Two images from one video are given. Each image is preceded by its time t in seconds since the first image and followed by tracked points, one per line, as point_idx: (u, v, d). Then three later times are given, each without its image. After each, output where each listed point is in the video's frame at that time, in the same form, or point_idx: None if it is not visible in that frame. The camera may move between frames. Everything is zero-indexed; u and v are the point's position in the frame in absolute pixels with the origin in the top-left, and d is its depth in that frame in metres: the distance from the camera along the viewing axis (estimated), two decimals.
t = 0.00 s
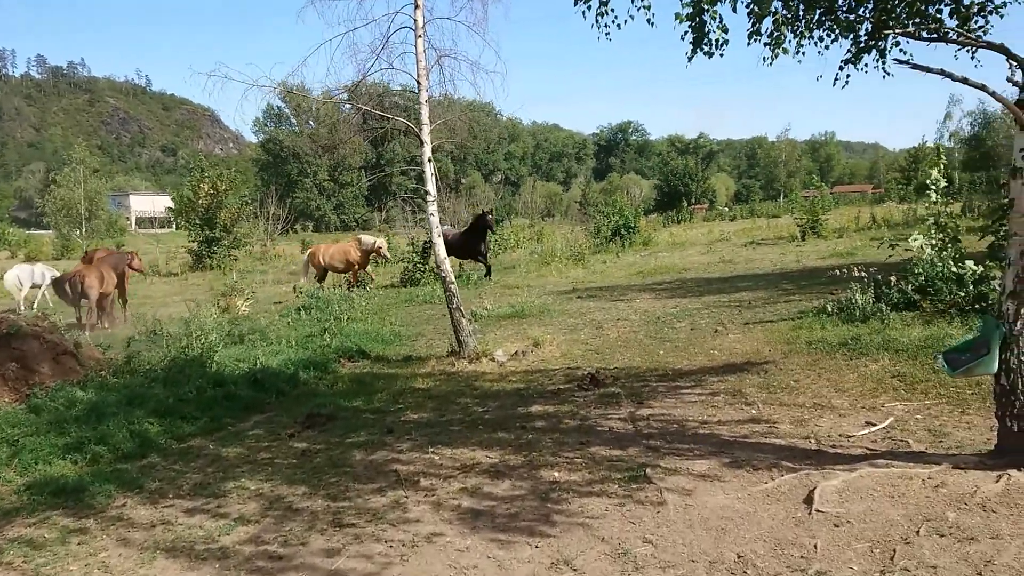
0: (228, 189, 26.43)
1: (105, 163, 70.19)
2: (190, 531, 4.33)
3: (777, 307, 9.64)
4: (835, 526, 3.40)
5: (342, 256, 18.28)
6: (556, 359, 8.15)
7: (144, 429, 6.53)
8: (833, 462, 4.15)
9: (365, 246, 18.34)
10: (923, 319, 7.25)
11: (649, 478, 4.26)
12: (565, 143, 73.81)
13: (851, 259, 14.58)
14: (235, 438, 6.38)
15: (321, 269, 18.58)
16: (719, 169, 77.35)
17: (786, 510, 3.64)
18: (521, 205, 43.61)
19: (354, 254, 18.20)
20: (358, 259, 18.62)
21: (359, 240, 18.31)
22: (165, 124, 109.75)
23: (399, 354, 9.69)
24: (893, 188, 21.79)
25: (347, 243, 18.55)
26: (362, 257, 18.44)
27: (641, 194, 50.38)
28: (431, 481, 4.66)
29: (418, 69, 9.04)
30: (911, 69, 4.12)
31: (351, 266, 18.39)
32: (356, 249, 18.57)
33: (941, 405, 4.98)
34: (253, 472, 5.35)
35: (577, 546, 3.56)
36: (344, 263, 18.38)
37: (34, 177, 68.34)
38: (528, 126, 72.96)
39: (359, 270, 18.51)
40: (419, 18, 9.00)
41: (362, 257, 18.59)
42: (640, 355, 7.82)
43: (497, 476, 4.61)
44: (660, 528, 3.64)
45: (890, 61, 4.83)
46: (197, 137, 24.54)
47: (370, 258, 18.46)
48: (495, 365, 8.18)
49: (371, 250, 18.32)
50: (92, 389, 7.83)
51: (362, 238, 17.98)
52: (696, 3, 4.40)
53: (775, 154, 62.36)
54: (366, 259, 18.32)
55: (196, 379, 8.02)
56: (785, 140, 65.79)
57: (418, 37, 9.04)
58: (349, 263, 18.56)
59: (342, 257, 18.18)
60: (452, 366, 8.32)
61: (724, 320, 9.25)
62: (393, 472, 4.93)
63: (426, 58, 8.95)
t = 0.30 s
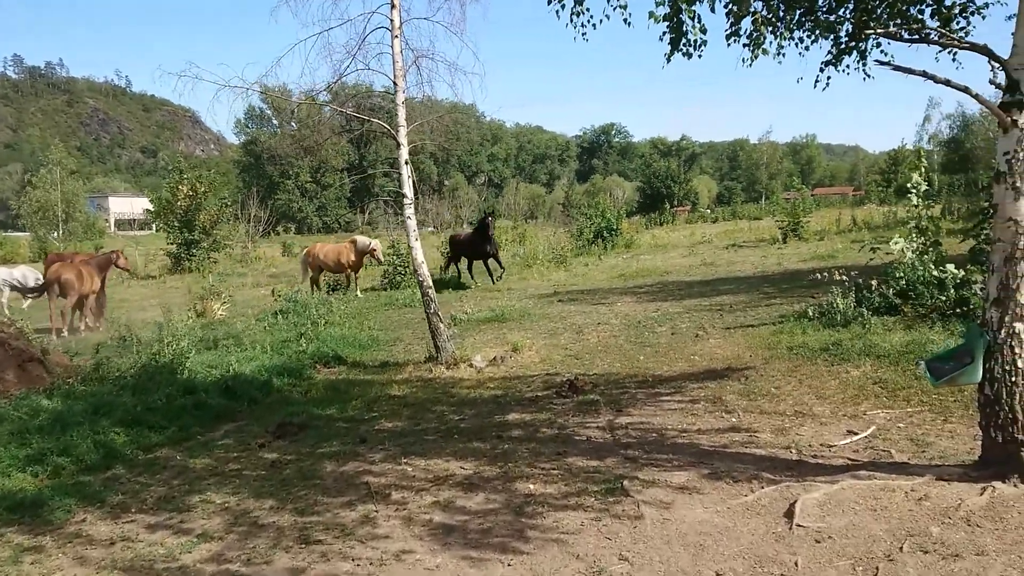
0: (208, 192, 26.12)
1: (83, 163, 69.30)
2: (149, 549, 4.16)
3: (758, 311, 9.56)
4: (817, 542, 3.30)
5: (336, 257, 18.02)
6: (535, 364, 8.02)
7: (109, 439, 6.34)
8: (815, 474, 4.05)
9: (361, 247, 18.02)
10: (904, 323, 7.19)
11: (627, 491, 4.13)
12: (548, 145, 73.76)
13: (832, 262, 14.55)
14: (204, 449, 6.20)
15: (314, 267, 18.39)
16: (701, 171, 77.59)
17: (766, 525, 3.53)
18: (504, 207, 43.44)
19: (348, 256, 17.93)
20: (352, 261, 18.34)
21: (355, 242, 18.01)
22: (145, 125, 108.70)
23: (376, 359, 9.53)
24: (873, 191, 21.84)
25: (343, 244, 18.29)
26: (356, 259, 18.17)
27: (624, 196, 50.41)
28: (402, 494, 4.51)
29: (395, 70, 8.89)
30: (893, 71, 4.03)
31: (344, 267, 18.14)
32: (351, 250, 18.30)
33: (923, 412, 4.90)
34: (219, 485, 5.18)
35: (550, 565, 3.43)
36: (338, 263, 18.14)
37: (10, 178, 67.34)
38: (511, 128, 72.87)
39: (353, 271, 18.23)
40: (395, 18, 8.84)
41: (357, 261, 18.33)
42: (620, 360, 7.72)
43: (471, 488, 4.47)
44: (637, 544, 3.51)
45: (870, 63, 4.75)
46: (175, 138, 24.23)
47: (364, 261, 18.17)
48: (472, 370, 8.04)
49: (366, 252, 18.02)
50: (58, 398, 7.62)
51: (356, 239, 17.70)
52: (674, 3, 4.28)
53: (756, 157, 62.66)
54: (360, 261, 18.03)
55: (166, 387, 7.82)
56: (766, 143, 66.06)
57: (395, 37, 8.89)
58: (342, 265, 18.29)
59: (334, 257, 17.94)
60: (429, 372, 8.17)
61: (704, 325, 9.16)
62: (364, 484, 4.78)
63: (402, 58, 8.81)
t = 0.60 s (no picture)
0: (194, 194, 25.91)
1: (70, 165, 68.75)
2: (116, 561, 4.05)
3: (743, 313, 9.50)
4: (795, 551, 3.23)
5: (336, 259, 17.76)
6: (518, 368, 7.93)
7: (83, 447, 6.21)
8: (795, 480, 3.98)
9: (360, 248, 17.72)
10: (888, 325, 7.14)
11: (605, 498, 4.05)
12: (538, 146, 73.67)
13: (819, 263, 14.53)
14: (180, 456, 6.09)
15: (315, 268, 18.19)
16: (691, 173, 77.69)
17: (744, 534, 3.46)
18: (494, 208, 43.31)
19: (347, 257, 17.64)
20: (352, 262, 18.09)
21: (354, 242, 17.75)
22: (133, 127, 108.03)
23: (358, 363, 9.42)
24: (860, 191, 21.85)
25: (343, 246, 18.00)
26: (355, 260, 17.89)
27: (613, 198, 50.38)
28: (377, 502, 4.42)
29: (376, 71, 8.81)
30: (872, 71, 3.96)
31: (344, 269, 17.86)
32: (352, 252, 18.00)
33: (906, 416, 4.84)
34: (192, 494, 5.07)
35: None
36: (338, 265, 17.89)
37: None
38: (501, 129, 72.74)
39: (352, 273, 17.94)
40: (376, 19, 8.75)
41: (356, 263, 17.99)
42: (603, 364, 7.64)
43: (446, 497, 4.38)
44: (612, 554, 3.44)
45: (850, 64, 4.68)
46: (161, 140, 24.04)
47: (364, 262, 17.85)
48: (455, 374, 7.95)
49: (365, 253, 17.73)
50: (33, 404, 7.48)
51: (355, 239, 17.42)
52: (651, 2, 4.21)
53: (745, 158, 62.80)
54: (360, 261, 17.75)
55: (143, 393, 7.69)
56: (755, 144, 66.18)
57: (375, 38, 8.80)
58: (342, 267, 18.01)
59: (333, 259, 17.70)
60: (411, 376, 8.08)
61: (689, 327, 9.10)
62: (339, 492, 4.68)
63: (383, 59, 8.72)
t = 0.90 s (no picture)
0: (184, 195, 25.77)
1: (62, 165, 68.44)
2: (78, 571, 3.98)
3: (729, 318, 9.46)
4: (763, 564, 3.18)
5: (336, 261, 17.68)
6: (499, 373, 7.88)
7: (55, 452, 6.13)
8: (767, 491, 3.93)
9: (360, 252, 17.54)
10: (871, 331, 7.10)
11: (575, 508, 4.00)
12: (532, 148, 73.62)
13: (808, 267, 14.51)
14: (154, 462, 6.01)
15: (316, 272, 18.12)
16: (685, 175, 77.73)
17: (712, 546, 3.41)
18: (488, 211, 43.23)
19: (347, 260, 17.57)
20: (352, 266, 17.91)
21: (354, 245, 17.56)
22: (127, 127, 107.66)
23: (341, 367, 9.35)
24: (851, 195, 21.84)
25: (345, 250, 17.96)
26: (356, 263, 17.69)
27: (607, 200, 50.36)
28: (346, 512, 4.36)
29: (359, 73, 8.75)
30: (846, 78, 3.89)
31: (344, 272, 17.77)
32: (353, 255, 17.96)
33: (884, 425, 4.79)
34: (163, 501, 5.00)
35: None
36: (338, 268, 17.77)
37: None
38: (495, 131, 72.69)
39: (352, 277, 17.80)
40: (359, 20, 8.69)
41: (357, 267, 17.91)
42: (585, 369, 7.59)
43: (416, 506, 4.32)
44: (578, 567, 3.39)
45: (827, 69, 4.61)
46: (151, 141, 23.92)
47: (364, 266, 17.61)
48: (436, 379, 7.89)
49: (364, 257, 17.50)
50: (8, 408, 7.39)
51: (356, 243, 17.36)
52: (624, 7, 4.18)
53: (738, 161, 62.87)
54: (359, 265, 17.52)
55: (121, 397, 7.60)
56: (748, 147, 66.25)
57: (358, 41, 8.75)
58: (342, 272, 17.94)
59: (334, 261, 17.63)
60: (392, 381, 8.01)
61: (674, 332, 9.05)
62: (309, 501, 4.62)
63: (366, 61, 8.67)
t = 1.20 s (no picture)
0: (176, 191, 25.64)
1: (54, 161, 68.05)
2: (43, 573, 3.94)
3: (712, 318, 9.46)
4: (727, 568, 3.18)
5: (337, 259, 17.55)
6: (481, 373, 7.87)
7: (30, 452, 6.08)
8: (736, 494, 3.93)
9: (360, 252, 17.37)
10: (851, 333, 7.11)
11: (545, 510, 3.99)
12: (526, 147, 73.55)
13: (795, 267, 14.53)
14: (130, 462, 5.98)
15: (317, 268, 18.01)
16: (679, 175, 77.77)
17: (678, 549, 3.40)
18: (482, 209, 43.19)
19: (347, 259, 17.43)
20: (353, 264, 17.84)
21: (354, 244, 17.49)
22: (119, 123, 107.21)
23: (323, 366, 9.32)
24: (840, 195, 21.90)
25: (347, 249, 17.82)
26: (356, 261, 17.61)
27: (600, 200, 50.36)
28: (317, 513, 4.34)
29: (341, 72, 8.72)
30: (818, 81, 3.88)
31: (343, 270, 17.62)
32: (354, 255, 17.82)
33: (857, 427, 4.80)
34: (135, 502, 4.97)
35: None
36: (337, 266, 17.66)
37: None
38: (489, 130, 72.65)
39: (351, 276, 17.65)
40: (342, 19, 8.65)
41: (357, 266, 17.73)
42: (566, 369, 7.58)
43: (388, 508, 4.30)
44: (544, 569, 3.38)
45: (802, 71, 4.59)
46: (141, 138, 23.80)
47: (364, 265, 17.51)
48: (417, 379, 7.88)
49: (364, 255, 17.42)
50: None
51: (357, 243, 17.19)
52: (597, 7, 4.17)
53: (731, 161, 62.97)
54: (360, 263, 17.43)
55: (100, 396, 7.56)
56: (741, 147, 66.35)
57: (342, 39, 8.71)
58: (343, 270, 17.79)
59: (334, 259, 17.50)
60: (374, 381, 7.99)
61: (658, 332, 9.04)
62: (281, 502, 4.60)
63: (350, 59, 8.65)
